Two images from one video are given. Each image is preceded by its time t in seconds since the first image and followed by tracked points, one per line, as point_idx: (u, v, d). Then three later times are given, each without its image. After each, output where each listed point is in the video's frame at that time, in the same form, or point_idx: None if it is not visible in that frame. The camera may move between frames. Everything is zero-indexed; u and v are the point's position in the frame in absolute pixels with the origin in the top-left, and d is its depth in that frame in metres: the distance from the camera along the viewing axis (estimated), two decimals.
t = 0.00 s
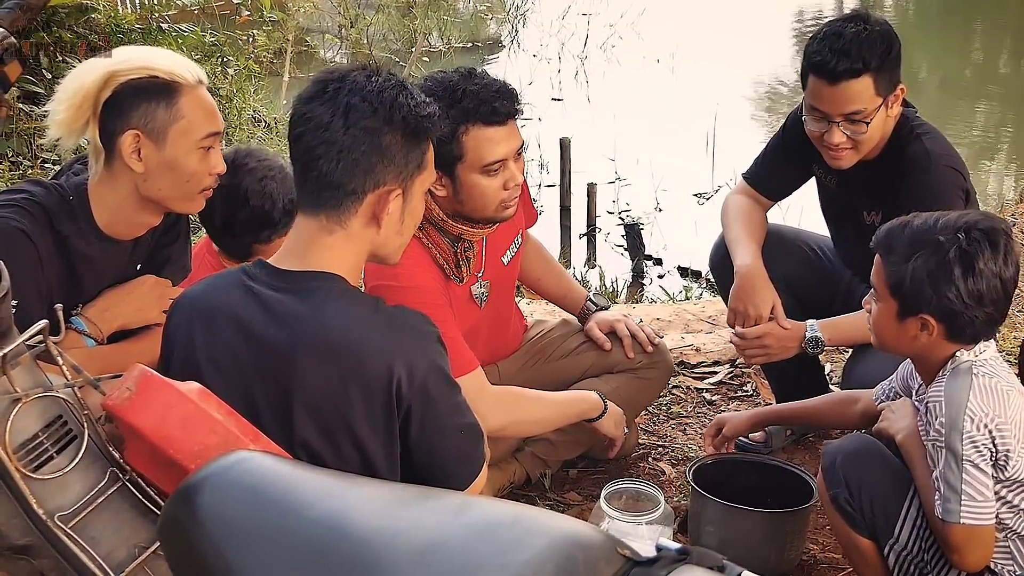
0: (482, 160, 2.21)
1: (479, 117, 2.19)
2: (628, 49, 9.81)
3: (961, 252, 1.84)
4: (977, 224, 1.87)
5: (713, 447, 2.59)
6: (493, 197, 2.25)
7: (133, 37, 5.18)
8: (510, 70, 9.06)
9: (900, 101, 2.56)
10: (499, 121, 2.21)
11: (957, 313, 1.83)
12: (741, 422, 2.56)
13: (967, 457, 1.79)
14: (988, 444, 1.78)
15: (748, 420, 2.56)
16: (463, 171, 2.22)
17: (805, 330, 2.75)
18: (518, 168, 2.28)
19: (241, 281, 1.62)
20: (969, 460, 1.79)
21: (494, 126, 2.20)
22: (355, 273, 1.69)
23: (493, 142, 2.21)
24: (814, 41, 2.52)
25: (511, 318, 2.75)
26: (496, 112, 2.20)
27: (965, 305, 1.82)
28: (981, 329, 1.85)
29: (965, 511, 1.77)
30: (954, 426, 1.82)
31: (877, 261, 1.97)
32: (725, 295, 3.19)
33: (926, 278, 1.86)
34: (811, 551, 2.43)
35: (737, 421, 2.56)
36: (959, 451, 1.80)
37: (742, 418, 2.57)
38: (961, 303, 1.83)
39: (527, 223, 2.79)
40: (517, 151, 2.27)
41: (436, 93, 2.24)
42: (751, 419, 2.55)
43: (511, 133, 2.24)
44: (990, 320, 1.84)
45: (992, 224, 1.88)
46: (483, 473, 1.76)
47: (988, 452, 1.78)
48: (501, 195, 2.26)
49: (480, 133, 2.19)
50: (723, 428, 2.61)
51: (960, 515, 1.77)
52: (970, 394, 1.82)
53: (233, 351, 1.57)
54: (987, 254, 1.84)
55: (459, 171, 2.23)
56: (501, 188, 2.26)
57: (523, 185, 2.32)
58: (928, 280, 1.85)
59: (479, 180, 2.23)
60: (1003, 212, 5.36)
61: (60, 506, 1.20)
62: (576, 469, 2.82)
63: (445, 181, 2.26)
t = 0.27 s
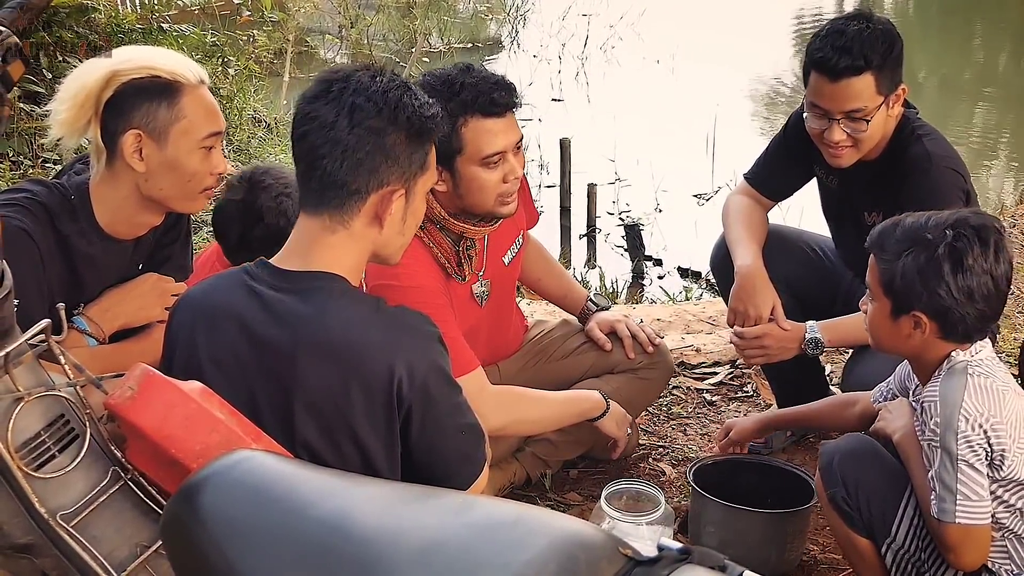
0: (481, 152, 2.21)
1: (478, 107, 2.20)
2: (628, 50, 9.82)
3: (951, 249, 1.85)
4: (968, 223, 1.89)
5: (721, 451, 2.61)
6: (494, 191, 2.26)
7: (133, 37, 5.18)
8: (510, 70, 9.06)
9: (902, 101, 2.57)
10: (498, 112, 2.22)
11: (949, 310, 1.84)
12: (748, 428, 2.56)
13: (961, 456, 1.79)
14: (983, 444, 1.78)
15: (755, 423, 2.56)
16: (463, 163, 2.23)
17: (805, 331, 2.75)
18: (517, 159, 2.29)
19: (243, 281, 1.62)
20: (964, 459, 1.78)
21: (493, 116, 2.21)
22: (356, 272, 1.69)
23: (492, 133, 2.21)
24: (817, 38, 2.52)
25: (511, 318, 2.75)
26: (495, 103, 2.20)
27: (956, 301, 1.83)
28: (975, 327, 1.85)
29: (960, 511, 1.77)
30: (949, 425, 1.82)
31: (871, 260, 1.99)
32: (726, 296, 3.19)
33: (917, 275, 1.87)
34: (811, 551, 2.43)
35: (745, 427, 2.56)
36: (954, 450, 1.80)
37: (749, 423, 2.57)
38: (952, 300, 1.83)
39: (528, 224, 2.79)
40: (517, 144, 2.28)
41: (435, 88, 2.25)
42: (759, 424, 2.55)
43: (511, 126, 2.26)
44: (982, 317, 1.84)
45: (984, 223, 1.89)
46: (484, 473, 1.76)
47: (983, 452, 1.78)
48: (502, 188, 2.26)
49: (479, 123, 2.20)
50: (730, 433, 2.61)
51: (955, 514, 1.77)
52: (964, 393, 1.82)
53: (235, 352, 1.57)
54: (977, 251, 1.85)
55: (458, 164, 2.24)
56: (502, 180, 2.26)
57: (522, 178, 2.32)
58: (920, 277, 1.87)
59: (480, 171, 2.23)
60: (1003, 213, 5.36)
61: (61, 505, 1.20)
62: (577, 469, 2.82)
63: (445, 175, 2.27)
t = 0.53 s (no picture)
0: (474, 130, 2.27)
1: (470, 86, 2.26)
2: (628, 50, 9.82)
3: (946, 248, 1.86)
4: (962, 222, 1.89)
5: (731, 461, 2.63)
6: (494, 171, 2.29)
7: (134, 36, 5.18)
8: (510, 70, 9.07)
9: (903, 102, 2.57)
10: (489, 89, 2.29)
11: (944, 308, 1.84)
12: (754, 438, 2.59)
13: (958, 455, 1.78)
14: (979, 443, 1.78)
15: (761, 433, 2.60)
16: (459, 144, 2.27)
17: (807, 333, 2.76)
18: (511, 137, 2.34)
19: (245, 280, 1.62)
20: (961, 458, 1.78)
21: (483, 94, 2.28)
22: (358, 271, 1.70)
23: (486, 112, 2.27)
24: (821, 36, 2.52)
25: (511, 317, 2.75)
26: (485, 81, 2.28)
27: (950, 300, 1.83)
28: (968, 327, 1.86)
29: (957, 510, 1.76)
30: (946, 424, 1.82)
31: (867, 259, 1.98)
32: (727, 296, 3.20)
33: (911, 274, 1.87)
34: (811, 552, 2.43)
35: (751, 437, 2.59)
36: (950, 449, 1.80)
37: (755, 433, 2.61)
38: (947, 299, 1.84)
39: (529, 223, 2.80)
40: (511, 124, 2.33)
41: (430, 75, 2.30)
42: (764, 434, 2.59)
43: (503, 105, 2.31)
44: (976, 316, 1.84)
45: (978, 221, 1.90)
46: (485, 473, 1.77)
47: (980, 451, 1.78)
48: (501, 168, 2.31)
49: (471, 101, 2.27)
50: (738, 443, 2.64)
51: (952, 514, 1.77)
52: (960, 393, 1.83)
53: (237, 351, 1.57)
54: (971, 249, 1.85)
55: (456, 145, 2.27)
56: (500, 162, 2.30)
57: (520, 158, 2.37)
58: (914, 276, 1.87)
59: (477, 151, 2.28)
60: (1003, 214, 5.37)
61: (63, 504, 1.20)
62: (577, 469, 2.82)
63: (446, 161, 2.29)
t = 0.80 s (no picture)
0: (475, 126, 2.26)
1: (471, 83, 2.25)
2: (628, 49, 9.82)
3: (944, 246, 1.86)
4: (962, 220, 1.89)
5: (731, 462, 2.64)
6: (496, 167, 2.30)
7: (135, 35, 5.16)
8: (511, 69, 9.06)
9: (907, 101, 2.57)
10: (490, 84, 2.27)
11: (942, 306, 1.84)
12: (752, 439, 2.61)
13: (956, 453, 1.79)
14: (977, 441, 1.78)
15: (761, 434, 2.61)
16: (462, 139, 2.27)
17: (809, 332, 2.76)
18: (513, 132, 2.34)
19: (246, 281, 1.62)
20: (959, 457, 1.78)
21: (484, 90, 2.27)
22: (359, 270, 1.70)
23: (486, 107, 2.26)
24: (827, 31, 2.52)
25: (511, 316, 2.75)
26: (486, 76, 2.27)
27: (949, 298, 1.83)
28: (966, 326, 1.86)
29: (956, 508, 1.76)
30: (944, 423, 1.82)
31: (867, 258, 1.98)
32: (728, 297, 3.20)
33: (910, 272, 1.87)
34: (811, 551, 2.43)
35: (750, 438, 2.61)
36: (949, 447, 1.80)
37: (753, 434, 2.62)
38: (946, 297, 1.84)
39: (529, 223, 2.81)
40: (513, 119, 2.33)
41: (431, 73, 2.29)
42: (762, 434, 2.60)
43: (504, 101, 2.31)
44: (975, 315, 1.84)
45: (977, 220, 1.89)
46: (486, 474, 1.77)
47: (978, 449, 1.78)
48: (503, 163, 2.31)
49: (473, 98, 2.25)
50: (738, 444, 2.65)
51: (951, 512, 1.77)
52: (958, 391, 1.83)
53: (237, 352, 1.57)
54: (970, 248, 1.85)
55: (458, 141, 2.27)
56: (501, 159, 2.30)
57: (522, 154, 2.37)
58: (913, 273, 1.87)
59: (479, 146, 2.28)
60: (1003, 214, 5.38)
61: (64, 505, 1.20)
62: (578, 469, 2.82)
63: (448, 157, 2.29)
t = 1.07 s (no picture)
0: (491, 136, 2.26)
1: (486, 91, 2.25)
2: (629, 50, 9.82)
3: (952, 243, 1.86)
4: (969, 220, 1.90)
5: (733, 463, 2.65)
6: (505, 177, 2.30)
7: (136, 36, 5.16)
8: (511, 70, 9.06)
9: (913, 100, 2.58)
10: (507, 95, 2.27)
11: (947, 304, 1.84)
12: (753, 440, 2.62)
13: (959, 453, 1.78)
14: (980, 441, 1.77)
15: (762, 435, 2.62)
16: (475, 148, 2.27)
17: (812, 333, 2.77)
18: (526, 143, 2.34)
19: (248, 281, 1.62)
20: (962, 457, 1.78)
21: (501, 100, 2.27)
22: (360, 270, 1.69)
23: (503, 119, 2.26)
24: (838, 21, 2.53)
25: (512, 317, 2.75)
26: (504, 85, 2.26)
27: (955, 295, 1.83)
28: (970, 325, 1.86)
29: (959, 508, 1.76)
30: (947, 423, 1.82)
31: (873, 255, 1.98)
32: (732, 299, 3.19)
33: (917, 267, 1.87)
34: (813, 551, 2.43)
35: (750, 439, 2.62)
36: (951, 448, 1.80)
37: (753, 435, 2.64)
38: (952, 293, 1.83)
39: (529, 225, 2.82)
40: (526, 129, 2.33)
41: (443, 79, 2.29)
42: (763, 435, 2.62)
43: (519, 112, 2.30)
44: (979, 314, 1.84)
45: (985, 220, 1.90)
46: (489, 474, 1.77)
47: (980, 449, 1.78)
48: (513, 174, 2.31)
49: (489, 107, 2.25)
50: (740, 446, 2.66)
51: (953, 512, 1.77)
52: (961, 391, 1.82)
53: (239, 352, 1.57)
54: (976, 246, 1.86)
55: (470, 149, 2.27)
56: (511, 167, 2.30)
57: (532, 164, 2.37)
58: (920, 270, 1.87)
59: (492, 157, 2.28)
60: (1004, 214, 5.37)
61: (67, 506, 1.20)
62: (579, 470, 2.82)
63: (456, 161, 2.30)
